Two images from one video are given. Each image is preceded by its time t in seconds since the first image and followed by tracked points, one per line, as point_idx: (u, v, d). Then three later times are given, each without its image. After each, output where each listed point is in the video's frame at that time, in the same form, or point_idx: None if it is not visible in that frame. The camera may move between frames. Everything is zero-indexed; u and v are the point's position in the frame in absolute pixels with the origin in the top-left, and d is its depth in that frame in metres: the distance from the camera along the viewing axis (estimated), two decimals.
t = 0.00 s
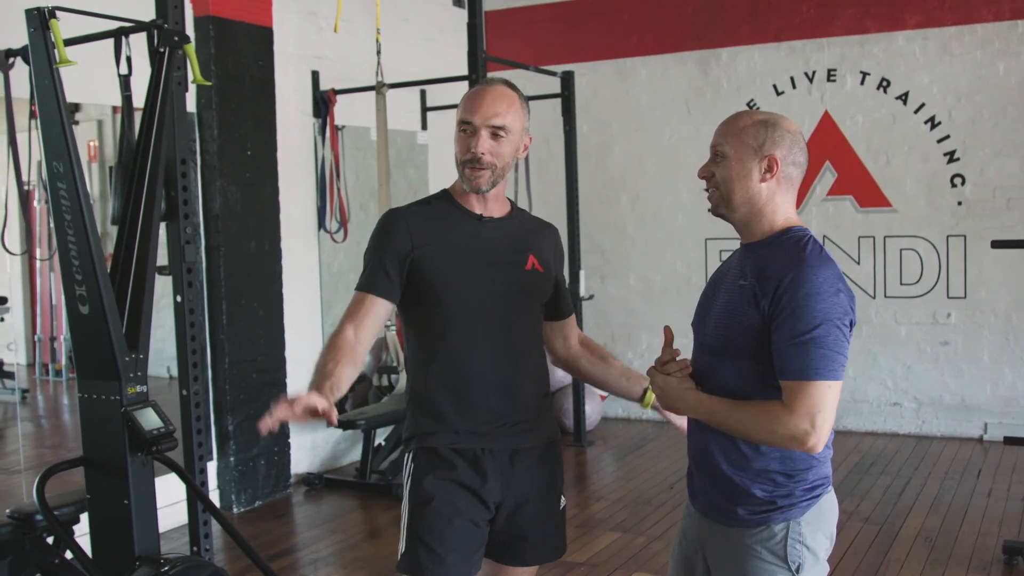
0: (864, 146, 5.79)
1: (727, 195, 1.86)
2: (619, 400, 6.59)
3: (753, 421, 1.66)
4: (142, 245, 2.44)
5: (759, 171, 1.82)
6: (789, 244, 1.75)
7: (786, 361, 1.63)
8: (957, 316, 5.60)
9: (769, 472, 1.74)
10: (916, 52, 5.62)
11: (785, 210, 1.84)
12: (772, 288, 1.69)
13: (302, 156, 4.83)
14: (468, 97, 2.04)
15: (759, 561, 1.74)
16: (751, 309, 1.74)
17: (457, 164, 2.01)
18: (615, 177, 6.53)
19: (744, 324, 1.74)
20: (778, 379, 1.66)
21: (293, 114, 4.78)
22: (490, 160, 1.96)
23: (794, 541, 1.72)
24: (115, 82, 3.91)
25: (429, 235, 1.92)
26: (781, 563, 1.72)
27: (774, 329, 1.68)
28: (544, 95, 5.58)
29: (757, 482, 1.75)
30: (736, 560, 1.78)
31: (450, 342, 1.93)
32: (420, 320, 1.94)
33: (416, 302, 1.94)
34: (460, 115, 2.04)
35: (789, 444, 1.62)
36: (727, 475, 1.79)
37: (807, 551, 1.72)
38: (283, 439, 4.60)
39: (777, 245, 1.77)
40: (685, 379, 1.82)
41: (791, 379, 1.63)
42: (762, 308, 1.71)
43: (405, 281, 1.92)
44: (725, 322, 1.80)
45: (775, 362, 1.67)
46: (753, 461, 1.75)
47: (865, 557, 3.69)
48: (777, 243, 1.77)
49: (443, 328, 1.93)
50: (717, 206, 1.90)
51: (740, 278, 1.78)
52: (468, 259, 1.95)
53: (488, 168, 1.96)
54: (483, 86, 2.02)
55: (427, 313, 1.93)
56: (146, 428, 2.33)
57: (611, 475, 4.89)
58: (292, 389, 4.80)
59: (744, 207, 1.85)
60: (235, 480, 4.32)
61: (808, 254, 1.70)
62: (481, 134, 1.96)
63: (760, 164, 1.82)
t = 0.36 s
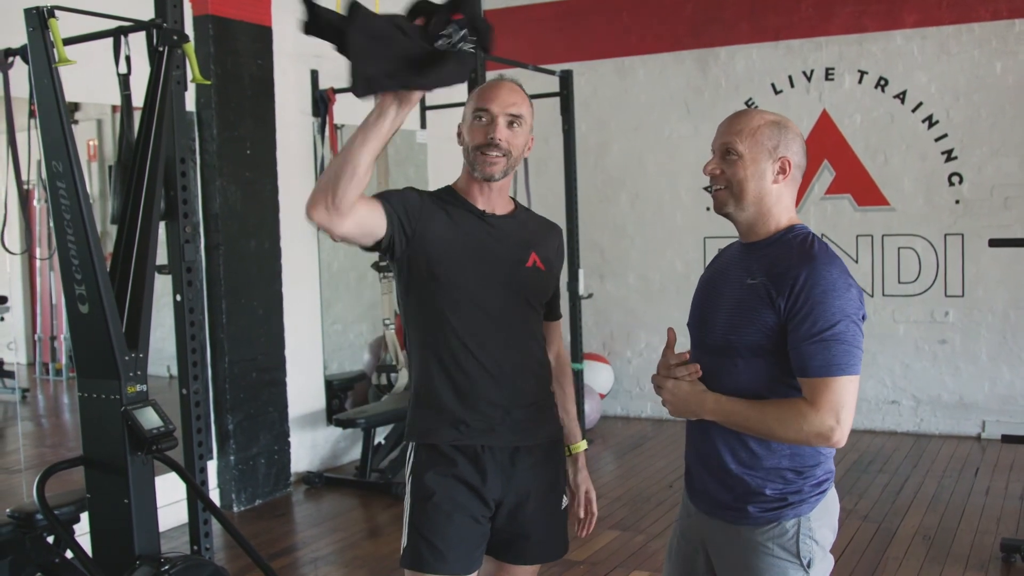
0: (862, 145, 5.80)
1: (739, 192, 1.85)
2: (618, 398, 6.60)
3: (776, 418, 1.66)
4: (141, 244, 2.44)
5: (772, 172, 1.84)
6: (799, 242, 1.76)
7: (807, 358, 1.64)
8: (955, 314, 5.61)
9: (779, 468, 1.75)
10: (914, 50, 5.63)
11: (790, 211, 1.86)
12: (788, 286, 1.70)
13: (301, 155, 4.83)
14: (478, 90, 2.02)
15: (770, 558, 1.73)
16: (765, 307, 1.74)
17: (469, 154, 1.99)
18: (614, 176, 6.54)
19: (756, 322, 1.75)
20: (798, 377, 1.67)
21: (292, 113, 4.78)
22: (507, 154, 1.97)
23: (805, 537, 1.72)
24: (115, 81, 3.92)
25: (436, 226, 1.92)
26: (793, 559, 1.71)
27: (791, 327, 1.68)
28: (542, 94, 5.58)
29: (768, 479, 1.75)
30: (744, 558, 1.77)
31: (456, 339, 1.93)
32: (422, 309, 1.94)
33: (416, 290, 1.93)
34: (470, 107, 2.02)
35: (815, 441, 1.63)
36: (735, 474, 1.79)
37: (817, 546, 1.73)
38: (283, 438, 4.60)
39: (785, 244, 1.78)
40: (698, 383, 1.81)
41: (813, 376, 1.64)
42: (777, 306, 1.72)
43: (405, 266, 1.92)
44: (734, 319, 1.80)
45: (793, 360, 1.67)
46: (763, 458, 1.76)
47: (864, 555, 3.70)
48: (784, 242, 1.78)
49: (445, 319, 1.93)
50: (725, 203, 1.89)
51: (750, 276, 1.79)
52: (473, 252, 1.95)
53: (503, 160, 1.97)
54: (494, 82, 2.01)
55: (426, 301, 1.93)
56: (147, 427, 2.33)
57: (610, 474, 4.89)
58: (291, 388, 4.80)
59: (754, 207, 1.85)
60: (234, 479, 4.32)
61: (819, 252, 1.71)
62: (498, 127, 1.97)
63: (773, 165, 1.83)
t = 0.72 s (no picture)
0: (860, 141, 5.80)
1: (735, 188, 1.85)
2: (617, 395, 6.61)
3: (779, 414, 1.66)
4: (138, 242, 2.44)
5: (768, 166, 1.83)
6: (801, 236, 1.76)
7: (809, 353, 1.64)
8: (953, 309, 5.62)
9: (782, 464, 1.75)
10: (911, 46, 5.63)
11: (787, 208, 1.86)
12: (791, 280, 1.70)
13: (298, 152, 4.82)
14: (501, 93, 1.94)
15: (773, 553, 1.74)
16: (767, 300, 1.74)
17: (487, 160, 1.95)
18: (612, 173, 6.54)
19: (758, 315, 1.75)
20: (800, 371, 1.68)
21: (290, 111, 4.77)
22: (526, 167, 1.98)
23: (808, 533, 1.72)
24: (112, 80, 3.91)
25: (438, 216, 1.91)
26: (796, 555, 1.71)
27: (793, 321, 1.68)
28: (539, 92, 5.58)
29: (770, 474, 1.75)
30: (748, 553, 1.77)
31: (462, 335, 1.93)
32: (426, 304, 1.93)
33: (420, 287, 1.92)
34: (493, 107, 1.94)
35: (818, 436, 1.63)
36: (739, 469, 1.80)
37: (820, 542, 1.72)
38: (282, 436, 4.60)
39: (787, 238, 1.78)
40: (698, 381, 1.80)
41: (815, 371, 1.64)
42: (778, 301, 1.72)
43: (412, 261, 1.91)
44: (735, 313, 1.80)
45: (796, 354, 1.68)
46: (766, 453, 1.76)
47: (863, 550, 3.71)
48: (785, 237, 1.78)
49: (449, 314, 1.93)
50: (723, 200, 1.89)
51: (753, 270, 1.79)
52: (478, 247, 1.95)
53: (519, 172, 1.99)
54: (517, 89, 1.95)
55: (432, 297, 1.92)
56: (145, 425, 2.33)
57: (610, 470, 4.90)
58: (290, 386, 4.80)
59: (751, 203, 1.85)
60: (234, 477, 4.32)
61: (821, 246, 1.71)
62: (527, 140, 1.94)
63: (769, 160, 1.83)
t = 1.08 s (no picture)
0: (857, 130, 5.79)
1: (725, 187, 1.85)
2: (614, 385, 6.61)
3: (772, 408, 1.65)
4: (134, 237, 2.44)
5: (753, 159, 1.82)
6: (794, 226, 1.75)
7: (801, 344, 1.64)
8: (951, 297, 5.61)
9: (773, 454, 1.75)
10: (909, 33, 5.61)
11: (779, 196, 1.85)
12: (785, 270, 1.69)
13: (294, 145, 4.80)
14: (492, 88, 2.00)
15: (764, 543, 1.74)
16: (762, 291, 1.73)
17: (479, 155, 1.99)
18: (609, 163, 6.53)
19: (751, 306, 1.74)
20: (793, 362, 1.67)
21: (285, 104, 4.75)
22: (515, 163, 2.03)
23: (799, 522, 1.72)
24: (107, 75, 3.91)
25: (438, 218, 1.98)
26: (786, 544, 1.72)
27: (786, 312, 1.68)
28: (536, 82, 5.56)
29: (762, 464, 1.75)
30: (739, 542, 1.77)
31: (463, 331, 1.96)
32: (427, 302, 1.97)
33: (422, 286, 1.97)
34: (484, 103, 1.99)
35: (812, 427, 1.63)
36: (730, 458, 1.79)
37: (812, 531, 1.72)
38: (279, 429, 4.60)
39: (780, 227, 1.77)
40: (687, 384, 1.77)
41: (808, 362, 1.64)
42: (771, 291, 1.71)
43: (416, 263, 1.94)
44: (729, 305, 1.80)
45: (789, 345, 1.67)
46: (757, 443, 1.76)
47: (861, 538, 3.72)
48: (778, 226, 1.78)
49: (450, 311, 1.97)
50: (716, 199, 1.89)
51: (746, 260, 1.78)
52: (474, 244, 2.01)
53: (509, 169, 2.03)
54: (509, 86, 2.01)
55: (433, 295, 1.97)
56: (141, 419, 2.33)
57: (607, 460, 4.90)
58: (287, 379, 4.80)
59: (742, 199, 1.84)
60: (232, 470, 4.32)
61: (814, 236, 1.71)
62: (517, 138, 2.00)
63: (754, 152, 1.82)
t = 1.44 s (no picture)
0: (845, 113, 5.78)
1: (706, 175, 1.84)
2: (604, 371, 6.62)
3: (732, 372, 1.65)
4: (118, 228, 2.42)
5: (733, 145, 1.81)
6: (774, 209, 1.74)
7: (763, 322, 1.64)
8: (939, 280, 5.63)
9: (754, 436, 1.75)
10: (896, 15, 5.60)
11: (760, 179, 1.84)
12: (757, 253, 1.70)
13: (279, 134, 4.77)
14: (470, 69, 1.99)
15: (746, 526, 1.74)
16: (735, 275, 1.73)
17: (464, 139, 1.99)
18: (598, 149, 6.51)
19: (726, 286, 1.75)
20: (755, 340, 1.67)
21: (271, 93, 4.72)
22: (502, 143, 2.02)
23: (781, 505, 1.72)
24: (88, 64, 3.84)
25: (428, 210, 1.96)
26: (768, 527, 1.72)
27: (755, 290, 1.68)
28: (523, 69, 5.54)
29: (743, 447, 1.75)
30: (722, 525, 1.78)
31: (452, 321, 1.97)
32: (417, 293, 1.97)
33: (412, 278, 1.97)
34: (464, 86, 1.99)
35: (762, 403, 1.63)
36: (711, 442, 1.80)
37: (793, 513, 1.73)
38: (268, 419, 4.59)
39: (760, 211, 1.77)
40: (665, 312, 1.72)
41: (767, 340, 1.64)
42: (745, 272, 1.71)
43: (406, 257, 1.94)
44: (707, 286, 1.80)
45: (753, 323, 1.67)
46: (738, 426, 1.76)
47: (851, 520, 3.73)
48: (759, 210, 1.77)
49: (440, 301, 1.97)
50: (697, 186, 1.89)
51: (725, 245, 1.78)
52: (465, 231, 2.00)
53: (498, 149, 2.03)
54: (487, 63, 2.00)
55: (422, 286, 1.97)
56: (128, 411, 2.33)
57: (597, 446, 4.92)
58: (276, 369, 4.79)
59: (723, 185, 1.84)
60: (221, 461, 4.32)
61: (792, 220, 1.70)
62: (501, 116, 2.00)
63: (733, 139, 1.81)
